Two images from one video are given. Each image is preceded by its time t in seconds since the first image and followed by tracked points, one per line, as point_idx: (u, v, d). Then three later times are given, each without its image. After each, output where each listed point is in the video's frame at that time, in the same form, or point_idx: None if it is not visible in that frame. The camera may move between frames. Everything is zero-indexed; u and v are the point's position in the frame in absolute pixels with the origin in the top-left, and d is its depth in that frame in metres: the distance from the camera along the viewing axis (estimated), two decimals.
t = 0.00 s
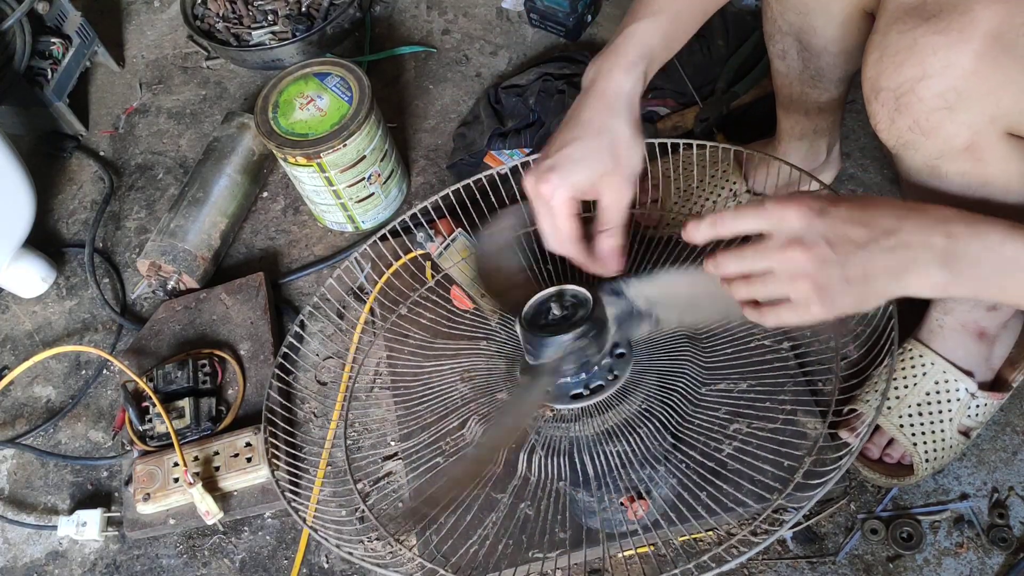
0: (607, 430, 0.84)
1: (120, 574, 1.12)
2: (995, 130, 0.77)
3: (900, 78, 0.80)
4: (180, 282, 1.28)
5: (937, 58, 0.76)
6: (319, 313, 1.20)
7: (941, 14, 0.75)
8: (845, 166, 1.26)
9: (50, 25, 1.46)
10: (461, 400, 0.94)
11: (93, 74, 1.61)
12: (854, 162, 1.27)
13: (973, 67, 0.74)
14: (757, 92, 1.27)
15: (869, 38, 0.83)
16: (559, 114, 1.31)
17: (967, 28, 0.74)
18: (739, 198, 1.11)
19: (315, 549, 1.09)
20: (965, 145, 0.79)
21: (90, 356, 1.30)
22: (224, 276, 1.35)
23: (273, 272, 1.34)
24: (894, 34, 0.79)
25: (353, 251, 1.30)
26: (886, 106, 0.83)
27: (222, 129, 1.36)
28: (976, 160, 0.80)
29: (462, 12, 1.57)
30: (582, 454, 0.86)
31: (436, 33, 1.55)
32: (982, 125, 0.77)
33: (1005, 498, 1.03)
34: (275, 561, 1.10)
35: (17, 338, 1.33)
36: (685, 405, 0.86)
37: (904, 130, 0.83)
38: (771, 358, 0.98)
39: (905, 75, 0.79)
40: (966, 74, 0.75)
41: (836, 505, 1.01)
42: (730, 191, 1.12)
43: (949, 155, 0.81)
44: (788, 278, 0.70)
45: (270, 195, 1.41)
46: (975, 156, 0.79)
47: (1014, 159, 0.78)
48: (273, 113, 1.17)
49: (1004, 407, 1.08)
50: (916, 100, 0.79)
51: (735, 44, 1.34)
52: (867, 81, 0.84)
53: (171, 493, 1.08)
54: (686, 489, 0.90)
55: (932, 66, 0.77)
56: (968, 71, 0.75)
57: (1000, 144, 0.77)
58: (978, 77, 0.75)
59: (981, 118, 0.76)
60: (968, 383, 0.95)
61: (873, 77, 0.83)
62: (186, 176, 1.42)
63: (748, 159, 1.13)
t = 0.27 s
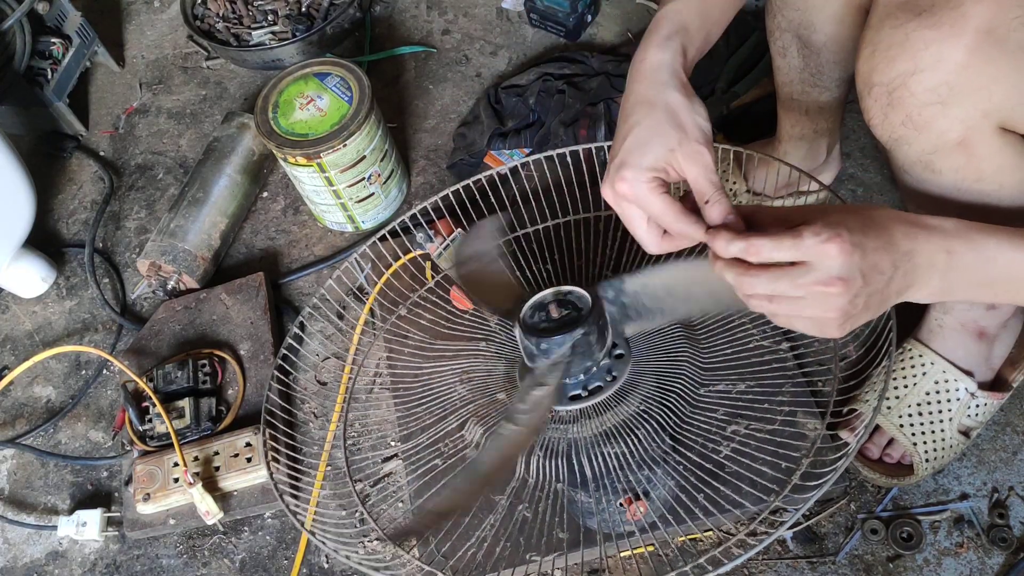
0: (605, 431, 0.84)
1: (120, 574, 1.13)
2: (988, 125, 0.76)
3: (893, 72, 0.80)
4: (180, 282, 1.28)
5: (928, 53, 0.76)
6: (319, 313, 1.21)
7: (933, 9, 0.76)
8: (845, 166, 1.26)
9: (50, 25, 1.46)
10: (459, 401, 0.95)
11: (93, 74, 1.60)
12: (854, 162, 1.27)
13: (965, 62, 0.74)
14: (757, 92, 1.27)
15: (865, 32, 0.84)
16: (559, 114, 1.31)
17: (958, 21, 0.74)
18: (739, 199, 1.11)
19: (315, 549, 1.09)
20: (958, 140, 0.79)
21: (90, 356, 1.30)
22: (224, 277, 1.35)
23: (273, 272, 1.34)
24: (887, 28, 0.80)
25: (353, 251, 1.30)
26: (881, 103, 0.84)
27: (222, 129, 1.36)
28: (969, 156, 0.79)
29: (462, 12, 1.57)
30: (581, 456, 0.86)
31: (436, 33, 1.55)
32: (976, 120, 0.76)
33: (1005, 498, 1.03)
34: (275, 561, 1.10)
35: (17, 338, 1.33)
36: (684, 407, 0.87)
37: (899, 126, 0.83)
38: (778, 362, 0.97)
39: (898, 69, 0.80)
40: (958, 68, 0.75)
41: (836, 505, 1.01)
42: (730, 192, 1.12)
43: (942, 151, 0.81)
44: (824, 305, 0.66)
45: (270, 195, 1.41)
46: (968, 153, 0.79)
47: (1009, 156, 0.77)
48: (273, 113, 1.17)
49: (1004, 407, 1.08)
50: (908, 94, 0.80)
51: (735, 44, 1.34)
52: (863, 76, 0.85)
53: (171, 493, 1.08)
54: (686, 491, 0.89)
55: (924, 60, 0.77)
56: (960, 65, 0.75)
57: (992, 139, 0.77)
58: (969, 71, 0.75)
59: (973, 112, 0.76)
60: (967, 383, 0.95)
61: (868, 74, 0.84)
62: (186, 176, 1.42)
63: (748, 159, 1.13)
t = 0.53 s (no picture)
0: (605, 431, 0.85)
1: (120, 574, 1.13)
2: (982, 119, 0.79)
3: (887, 70, 0.81)
4: (180, 282, 1.28)
5: (922, 51, 0.77)
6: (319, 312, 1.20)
7: (926, 7, 0.77)
8: (845, 166, 1.26)
9: (50, 25, 1.46)
10: (460, 401, 0.94)
11: (93, 74, 1.60)
12: (854, 161, 1.27)
13: (959, 59, 0.76)
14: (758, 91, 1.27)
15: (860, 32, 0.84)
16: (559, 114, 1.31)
17: (951, 21, 0.75)
18: (739, 197, 1.12)
19: (315, 549, 1.09)
20: (954, 136, 0.82)
21: (90, 356, 1.30)
22: (224, 277, 1.35)
23: (273, 272, 1.35)
24: (881, 27, 0.80)
25: (353, 251, 1.30)
26: (875, 101, 0.84)
27: (222, 129, 1.36)
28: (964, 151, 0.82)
29: (462, 12, 1.57)
30: (581, 456, 0.86)
31: (436, 33, 1.55)
32: (972, 117, 0.80)
33: (1005, 498, 1.03)
34: (275, 561, 1.10)
35: (17, 338, 1.33)
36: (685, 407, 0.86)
37: (897, 121, 0.84)
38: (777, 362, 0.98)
39: (892, 67, 0.80)
40: (951, 66, 0.76)
41: (836, 505, 1.01)
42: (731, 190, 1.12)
43: (941, 145, 0.84)
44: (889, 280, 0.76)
45: (270, 195, 1.41)
46: (964, 148, 0.83)
47: (1002, 148, 0.82)
48: (273, 113, 1.17)
49: (1004, 407, 1.08)
50: (902, 92, 0.81)
51: (736, 44, 1.34)
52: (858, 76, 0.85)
53: (171, 493, 1.08)
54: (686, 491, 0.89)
55: (918, 58, 0.78)
56: (953, 63, 0.76)
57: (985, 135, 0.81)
58: (962, 69, 0.76)
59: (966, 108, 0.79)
60: (969, 383, 0.94)
61: (862, 72, 0.84)
62: (186, 176, 1.42)
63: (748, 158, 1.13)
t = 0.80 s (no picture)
0: (605, 431, 0.85)
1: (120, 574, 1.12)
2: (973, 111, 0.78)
3: (875, 60, 0.79)
4: (180, 282, 1.28)
5: (908, 40, 0.76)
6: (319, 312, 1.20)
7: None
8: (845, 166, 1.26)
9: (50, 25, 1.46)
10: (460, 403, 0.94)
11: (93, 74, 1.60)
12: (854, 161, 1.27)
13: (945, 49, 0.74)
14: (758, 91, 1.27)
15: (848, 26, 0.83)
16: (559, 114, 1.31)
17: (937, 10, 0.74)
18: (739, 197, 1.12)
19: (315, 549, 1.09)
20: (942, 127, 0.79)
21: (90, 356, 1.30)
22: (224, 277, 1.35)
23: (273, 272, 1.35)
24: (869, 17, 0.79)
25: (353, 251, 1.30)
26: (864, 93, 0.82)
27: (222, 129, 1.36)
28: (954, 145, 0.80)
29: (462, 11, 1.57)
30: (581, 456, 0.86)
31: (436, 33, 1.55)
32: (958, 106, 0.78)
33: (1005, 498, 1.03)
34: (275, 561, 1.10)
35: (17, 338, 1.33)
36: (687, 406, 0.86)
37: (884, 113, 0.82)
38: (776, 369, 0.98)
39: (880, 58, 0.79)
40: (937, 56, 0.75)
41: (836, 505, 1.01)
42: (730, 189, 1.12)
43: (927, 138, 0.81)
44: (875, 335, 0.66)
45: (270, 195, 1.41)
46: (955, 140, 0.80)
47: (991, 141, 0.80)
48: (273, 113, 1.17)
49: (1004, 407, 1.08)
50: (890, 82, 0.79)
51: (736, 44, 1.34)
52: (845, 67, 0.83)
53: (171, 493, 1.08)
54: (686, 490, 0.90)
55: (904, 47, 0.76)
56: (940, 52, 0.75)
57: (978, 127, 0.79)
58: (949, 59, 0.75)
59: (955, 98, 0.77)
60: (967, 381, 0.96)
61: (850, 63, 0.82)
62: (186, 176, 1.42)
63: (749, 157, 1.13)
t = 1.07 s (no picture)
0: (605, 431, 0.85)
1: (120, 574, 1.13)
2: (978, 120, 0.78)
3: (881, 70, 0.79)
4: (180, 282, 1.28)
5: (916, 50, 0.76)
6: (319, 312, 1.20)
7: (920, 7, 0.75)
8: (845, 166, 1.26)
9: (50, 25, 1.46)
10: (460, 403, 0.94)
11: (93, 74, 1.60)
12: (854, 161, 1.27)
13: (953, 57, 0.74)
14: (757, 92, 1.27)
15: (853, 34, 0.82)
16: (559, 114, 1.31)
17: (945, 18, 0.74)
18: (738, 197, 1.12)
19: (315, 549, 1.09)
20: (948, 137, 0.80)
21: (90, 356, 1.30)
22: (224, 277, 1.35)
23: (273, 272, 1.35)
24: (876, 26, 0.79)
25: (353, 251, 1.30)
26: (869, 101, 0.82)
27: (222, 129, 1.36)
28: (960, 153, 0.80)
29: (462, 11, 1.57)
30: (581, 456, 0.86)
31: (436, 33, 1.55)
32: (965, 116, 0.78)
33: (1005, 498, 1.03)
34: (275, 560, 1.10)
35: (17, 338, 1.33)
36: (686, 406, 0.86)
37: (890, 121, 0.82)
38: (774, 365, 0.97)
39: (886, 67, 0.78)
40: (946, 65, 0.75)
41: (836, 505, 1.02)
42: (730, 189, 1.12)
43: (933, 147, 0.81)
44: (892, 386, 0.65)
45: (270, 195, 1.41)
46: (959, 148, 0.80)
47: (997, 150, 0.80)
48: (273, 113, 1.17)
49: (1004, 407, 1.08)
50: (897, 92, 0.79)
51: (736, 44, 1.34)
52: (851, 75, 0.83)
53: (171, 493, 1.08)
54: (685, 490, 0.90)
55: (911, 57, 0.76)
56: (948, 61, 0.75)
57: (982, 135, 0.79)
58: (957, 68, 0.75)
59: (961, 107, 0.77)
60: (968, 382, 0.95)
61: (855, 71, 0.82)
62: (186, 176, 1.42)
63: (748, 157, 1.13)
